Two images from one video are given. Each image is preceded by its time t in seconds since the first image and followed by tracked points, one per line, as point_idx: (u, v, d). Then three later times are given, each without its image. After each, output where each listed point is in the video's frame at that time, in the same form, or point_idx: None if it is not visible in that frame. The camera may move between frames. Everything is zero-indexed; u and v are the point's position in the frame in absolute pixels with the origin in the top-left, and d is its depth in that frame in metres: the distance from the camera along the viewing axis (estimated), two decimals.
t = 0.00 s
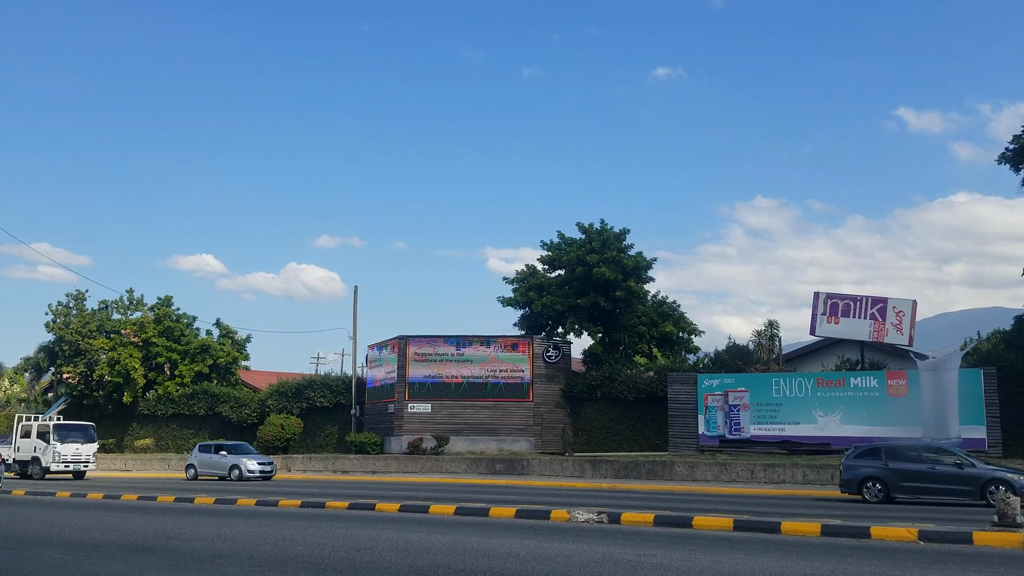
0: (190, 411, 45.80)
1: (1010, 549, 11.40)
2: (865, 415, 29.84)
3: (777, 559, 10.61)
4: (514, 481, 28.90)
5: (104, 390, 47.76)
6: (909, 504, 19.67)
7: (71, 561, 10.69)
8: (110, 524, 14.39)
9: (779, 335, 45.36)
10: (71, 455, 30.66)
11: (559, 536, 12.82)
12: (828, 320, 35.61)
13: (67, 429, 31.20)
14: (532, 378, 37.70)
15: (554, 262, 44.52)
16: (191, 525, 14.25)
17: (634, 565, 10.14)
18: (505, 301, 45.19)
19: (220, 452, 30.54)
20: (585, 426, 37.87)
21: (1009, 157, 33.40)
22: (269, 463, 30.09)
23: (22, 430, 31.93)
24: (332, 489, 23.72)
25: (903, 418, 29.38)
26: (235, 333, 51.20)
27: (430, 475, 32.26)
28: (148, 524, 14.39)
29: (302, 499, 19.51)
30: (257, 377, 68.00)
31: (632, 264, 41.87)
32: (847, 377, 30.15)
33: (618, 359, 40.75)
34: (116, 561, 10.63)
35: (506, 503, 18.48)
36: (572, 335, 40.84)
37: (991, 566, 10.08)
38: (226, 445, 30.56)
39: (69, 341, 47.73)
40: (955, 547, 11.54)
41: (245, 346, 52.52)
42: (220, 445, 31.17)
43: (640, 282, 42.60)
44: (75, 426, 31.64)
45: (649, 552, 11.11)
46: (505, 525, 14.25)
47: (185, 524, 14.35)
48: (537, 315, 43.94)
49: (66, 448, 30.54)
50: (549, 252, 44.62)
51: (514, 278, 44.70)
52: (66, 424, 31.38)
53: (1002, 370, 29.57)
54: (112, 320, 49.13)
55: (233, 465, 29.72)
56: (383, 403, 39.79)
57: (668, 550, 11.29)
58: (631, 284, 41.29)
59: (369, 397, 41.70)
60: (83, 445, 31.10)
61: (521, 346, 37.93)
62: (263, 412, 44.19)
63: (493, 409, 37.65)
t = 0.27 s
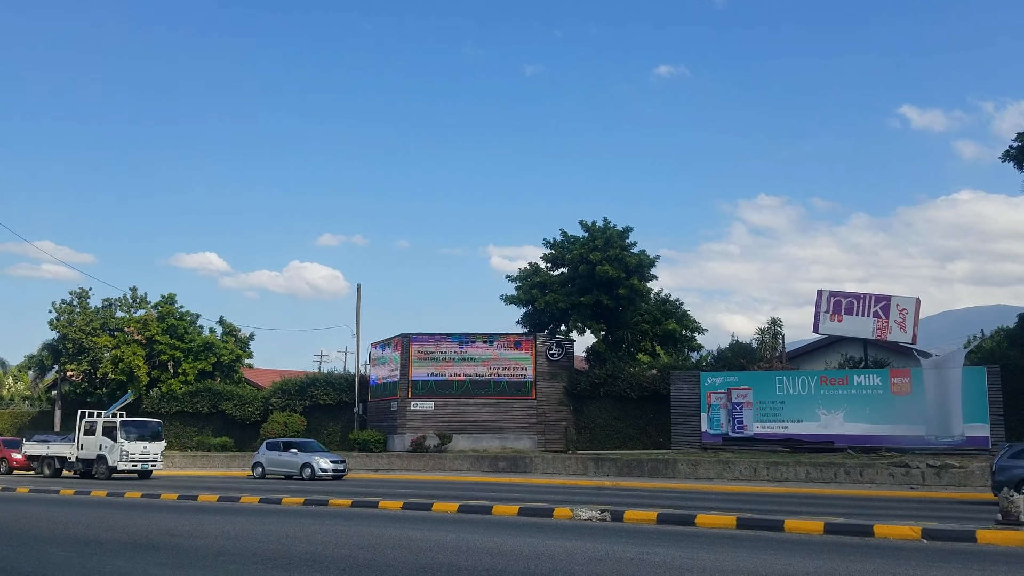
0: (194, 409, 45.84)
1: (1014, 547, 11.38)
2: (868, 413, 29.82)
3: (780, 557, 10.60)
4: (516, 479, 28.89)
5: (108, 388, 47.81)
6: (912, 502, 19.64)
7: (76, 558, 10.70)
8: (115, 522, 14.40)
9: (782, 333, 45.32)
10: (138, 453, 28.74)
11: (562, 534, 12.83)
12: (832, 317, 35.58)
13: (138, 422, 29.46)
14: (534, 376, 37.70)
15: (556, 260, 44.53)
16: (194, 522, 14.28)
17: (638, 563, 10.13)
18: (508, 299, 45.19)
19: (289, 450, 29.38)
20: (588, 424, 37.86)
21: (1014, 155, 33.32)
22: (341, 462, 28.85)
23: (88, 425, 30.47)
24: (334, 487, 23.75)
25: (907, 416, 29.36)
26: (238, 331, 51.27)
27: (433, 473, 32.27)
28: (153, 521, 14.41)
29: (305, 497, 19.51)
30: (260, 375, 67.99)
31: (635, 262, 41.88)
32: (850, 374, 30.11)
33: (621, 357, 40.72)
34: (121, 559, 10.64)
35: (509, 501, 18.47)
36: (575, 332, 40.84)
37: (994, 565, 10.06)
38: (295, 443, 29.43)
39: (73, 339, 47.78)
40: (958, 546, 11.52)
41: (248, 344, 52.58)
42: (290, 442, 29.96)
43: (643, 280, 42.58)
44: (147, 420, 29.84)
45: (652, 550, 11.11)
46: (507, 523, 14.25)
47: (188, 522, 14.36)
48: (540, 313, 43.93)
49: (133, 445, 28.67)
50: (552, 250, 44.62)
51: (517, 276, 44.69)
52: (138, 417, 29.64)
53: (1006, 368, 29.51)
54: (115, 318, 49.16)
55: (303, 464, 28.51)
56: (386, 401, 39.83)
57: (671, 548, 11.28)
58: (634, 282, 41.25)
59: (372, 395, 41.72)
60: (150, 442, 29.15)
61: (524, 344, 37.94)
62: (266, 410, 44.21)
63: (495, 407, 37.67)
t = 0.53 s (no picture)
0: (197, 407, 45.89)
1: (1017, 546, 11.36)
2: (871, 411, 29.79)
3: (783, 555, 10.61)
4: (519, 477, 28.89)
5: (112, 386, 47.88)
6: (915, 501, 19.63)
7: (80, 556, 10.71)
8: (118, 519, 14.42)
9: (786, 332, 45.29)
10: (214, 452, 27.64)
11: (564, 532, 12.84)
12: (835, 316, 35.56)
13: (209, 420, 28.13)
14: (537, 374, 37.72)
15: (559, 258, 44.53)
16: (198, 520, 14.34)
17: (640, 561, 10.13)
18: (510, 297, 45.20)
19: (365, 449, 28.42)
20: (591, 422, 37.85)
21: (1018, 153, 33.26)
22: (420, 462, 27.96)
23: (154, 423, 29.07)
24: (338, 485, 23.80)
25: (910, 415, 29.34)
26: (241, 329, 51.34)
27: (436, 471, 32.29)
28: (156, 519, 14.43)
29: (308, 495, 19.53)
30: (263, 373, 68.06)
31: (638, 260, 41.88)
32: (854, 373, 30.07)
33: (624, 355, 40.70)
34: (124, 556, 10.67)
35: (512, 499, 18.47)
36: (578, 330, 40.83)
37: (996, 564, 10.05)
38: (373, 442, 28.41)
39: (77, 337, 47.84)
40: (961, 544, 11.52)
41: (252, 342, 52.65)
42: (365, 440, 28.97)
43: (646, 278, 42.58)
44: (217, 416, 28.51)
45: (655, 548, 11.12)
46: (510, 521, 14.25)
47: (192, 519, 14.38)
48: (543, 311, 43.93)
49: (208, 444, 27.58)
50: (555, 248, 44.62)
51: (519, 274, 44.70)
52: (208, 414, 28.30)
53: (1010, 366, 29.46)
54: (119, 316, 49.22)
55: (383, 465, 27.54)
56: (388, 399, 39.86)
57: (674, 546, 11.29)
58: (637, 280, 41.25)
59: (375, 393, 41.74)
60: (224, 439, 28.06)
61: (527, 342, 37.95)
62: (270, 408, 44.25)
63: (498, 405, 37.69)
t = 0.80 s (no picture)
0: (201, 405, 45.96)
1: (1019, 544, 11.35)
2: (875, 409, 29.73)
3: (786, 553, 10.60)
4: (523, 475, 28.87)
5: (115, 384, 47.95)
6: (919, 499, 19.62)
7: (84, 553, 10.72)
8: (121, 517, 14.44)
9: (789, 330, 45.27)
10: (300, 449, 25.86)
11: (565, 529, 12.84)
12: (838, 314, 35.54)
13: (293, 416, 26.32)
14: (540, 372, 37.71)
15: (562, 256, 44.53)
16: (202, 517, 14.36)
17: (644, 559, 10.12)
18: (513, 295, 45.20)
19: (450, 448, 26.32)
20: (594, 420, 37.83)
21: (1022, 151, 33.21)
22: (509, 461, 25.85)
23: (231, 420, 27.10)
24: (342, 483, 23.81)
25: (914, 413, 29.27)
26: (245, 327, 51.44)
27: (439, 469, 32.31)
28: (160, 517, 14.44)
29: (311, 493, 19.53)
30: (266, 371, 68.14)
31: (642, 258, 41.90)
32: (857, 371, 30.01)
33: (627, 353, 40.69)
34: (128, 554, 10.68)
35: (516, 497, 18.46)
36: (581, 328, 40.84)
37: (997, 562, 10.04)
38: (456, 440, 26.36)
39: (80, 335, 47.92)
40: (964, 542, 11.51)
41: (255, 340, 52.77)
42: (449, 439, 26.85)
43: (650, 276, 42.58)
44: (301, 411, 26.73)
45: (658, 546, 11.11)
46: (513, 519, 14.25)
47: (195, 517, 14.41)
48: (546, 309, 43.93)
49: (294, 441, 25.81)
50: (558, 246, 44.62)
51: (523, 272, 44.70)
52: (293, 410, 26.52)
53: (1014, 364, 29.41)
54: (122, 314, 49.30)
55: (470, 463, 25.45)
56: (391, 397, 39.90)
57: (676, 544, 11.28)
58: (640, 278, 41.27)
59: (379, 391, 41.76)
60: (311, 437, 26.32)
61: (530, 340, 37.95)
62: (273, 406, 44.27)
63: (501, 403, 37.70)
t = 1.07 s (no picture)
0: (204, 403, 46.00)
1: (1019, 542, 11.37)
2: (878, 407, 29.71)
3: (788, 551, 10.61)
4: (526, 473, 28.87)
5: (119, 382, 48.00)
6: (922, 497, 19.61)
7: (89, 551, 10.73)
8: (125, 515, 14.45)
9: (792, 328, 45.27)
10: (398, 449, 24.16)
11: (568, 528, 12.85)
12: (841, 312, 35.51)
13: (398, 413, 24.76)
14: (543, 370, 37.73)
15: (565, 254, 44.52)
16: (206, 515, 14.39)
17: (647, 557, 10.14)
18: (516, 293, 45.21)
19: (545, 446, 24.83)
20: (597, 418, 37.83)
21: None
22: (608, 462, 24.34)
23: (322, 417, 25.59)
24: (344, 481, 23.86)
25: (917, 411, 29.24)
26: (248, 325, 51.52)
27: (442, 467, 32.34)
28: (164, 515, 14.47)
29: (314, 491, 19.56)
30: (269, 369, 68.21)
31: (645, 256, 41.93)
32: (860, 369, 29.99)
33: (630, 351, 40.69)
34: (132, 552, 10.68)
35: (519, 495, 18.46)
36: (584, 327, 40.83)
37: (999, 559, 10.05)
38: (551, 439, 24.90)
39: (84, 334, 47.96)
40: (967, 541, 11.51)
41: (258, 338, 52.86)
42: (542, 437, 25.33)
43: (653, 274, 42.58)
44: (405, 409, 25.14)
45: (661, 544, 11.12)
46: (516, 517, 14.26)
47: (199, 516, 14.43)
48: (549, 307, 43.96)
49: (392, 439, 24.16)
50: (560, 244, 44.63)
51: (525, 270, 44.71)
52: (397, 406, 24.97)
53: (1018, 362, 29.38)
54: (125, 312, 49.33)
55: (569, 464, 24.01)
56: (394, 395, 39.94)
57: (679, 542, 11.30)
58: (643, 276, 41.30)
59: (381, 389, 41.78)
60: (411, 437, 24.66)
61: (533, 338, 37.97)
62: (277, 404, 44.30)
63: (505, 401, 37.72)
